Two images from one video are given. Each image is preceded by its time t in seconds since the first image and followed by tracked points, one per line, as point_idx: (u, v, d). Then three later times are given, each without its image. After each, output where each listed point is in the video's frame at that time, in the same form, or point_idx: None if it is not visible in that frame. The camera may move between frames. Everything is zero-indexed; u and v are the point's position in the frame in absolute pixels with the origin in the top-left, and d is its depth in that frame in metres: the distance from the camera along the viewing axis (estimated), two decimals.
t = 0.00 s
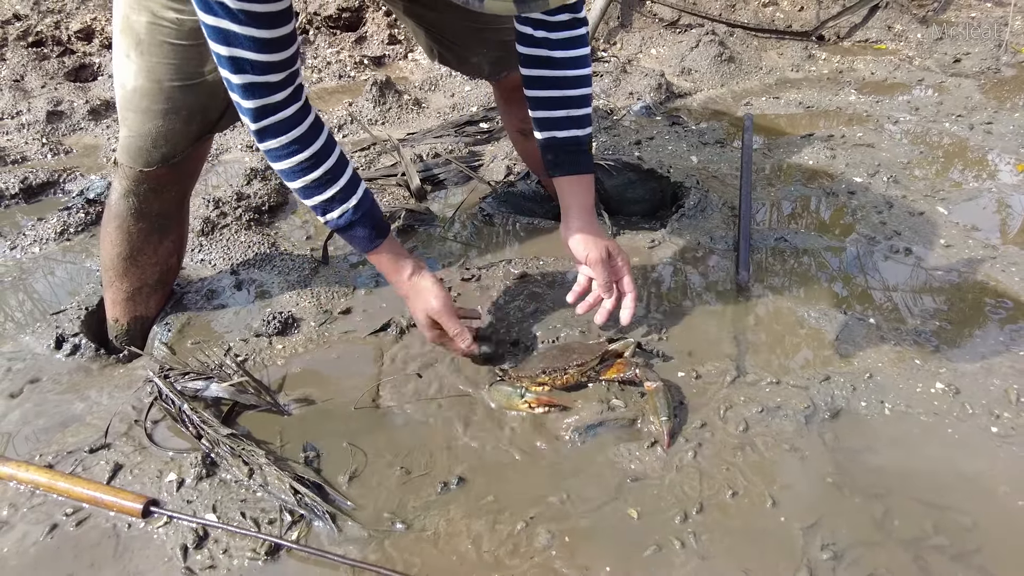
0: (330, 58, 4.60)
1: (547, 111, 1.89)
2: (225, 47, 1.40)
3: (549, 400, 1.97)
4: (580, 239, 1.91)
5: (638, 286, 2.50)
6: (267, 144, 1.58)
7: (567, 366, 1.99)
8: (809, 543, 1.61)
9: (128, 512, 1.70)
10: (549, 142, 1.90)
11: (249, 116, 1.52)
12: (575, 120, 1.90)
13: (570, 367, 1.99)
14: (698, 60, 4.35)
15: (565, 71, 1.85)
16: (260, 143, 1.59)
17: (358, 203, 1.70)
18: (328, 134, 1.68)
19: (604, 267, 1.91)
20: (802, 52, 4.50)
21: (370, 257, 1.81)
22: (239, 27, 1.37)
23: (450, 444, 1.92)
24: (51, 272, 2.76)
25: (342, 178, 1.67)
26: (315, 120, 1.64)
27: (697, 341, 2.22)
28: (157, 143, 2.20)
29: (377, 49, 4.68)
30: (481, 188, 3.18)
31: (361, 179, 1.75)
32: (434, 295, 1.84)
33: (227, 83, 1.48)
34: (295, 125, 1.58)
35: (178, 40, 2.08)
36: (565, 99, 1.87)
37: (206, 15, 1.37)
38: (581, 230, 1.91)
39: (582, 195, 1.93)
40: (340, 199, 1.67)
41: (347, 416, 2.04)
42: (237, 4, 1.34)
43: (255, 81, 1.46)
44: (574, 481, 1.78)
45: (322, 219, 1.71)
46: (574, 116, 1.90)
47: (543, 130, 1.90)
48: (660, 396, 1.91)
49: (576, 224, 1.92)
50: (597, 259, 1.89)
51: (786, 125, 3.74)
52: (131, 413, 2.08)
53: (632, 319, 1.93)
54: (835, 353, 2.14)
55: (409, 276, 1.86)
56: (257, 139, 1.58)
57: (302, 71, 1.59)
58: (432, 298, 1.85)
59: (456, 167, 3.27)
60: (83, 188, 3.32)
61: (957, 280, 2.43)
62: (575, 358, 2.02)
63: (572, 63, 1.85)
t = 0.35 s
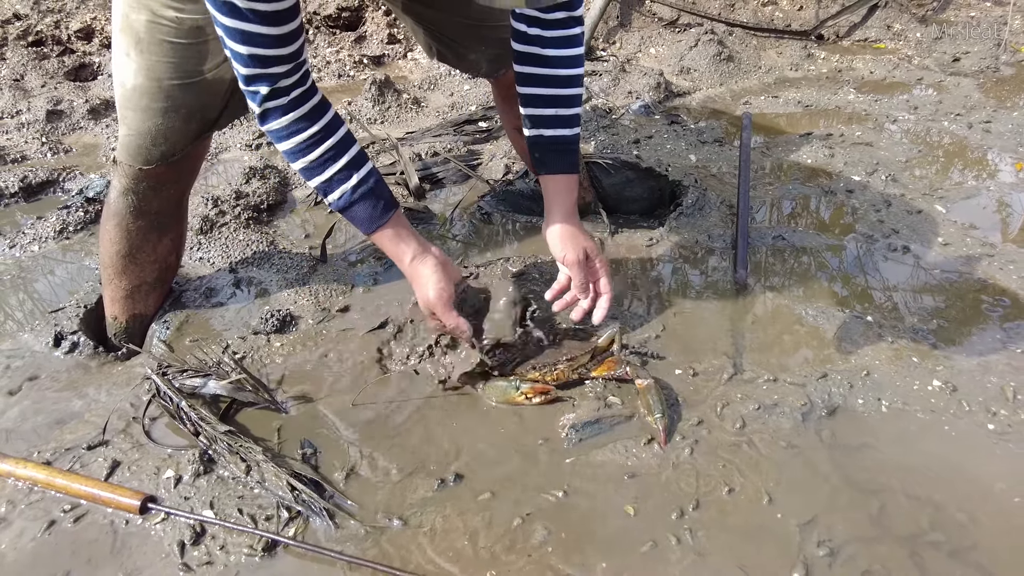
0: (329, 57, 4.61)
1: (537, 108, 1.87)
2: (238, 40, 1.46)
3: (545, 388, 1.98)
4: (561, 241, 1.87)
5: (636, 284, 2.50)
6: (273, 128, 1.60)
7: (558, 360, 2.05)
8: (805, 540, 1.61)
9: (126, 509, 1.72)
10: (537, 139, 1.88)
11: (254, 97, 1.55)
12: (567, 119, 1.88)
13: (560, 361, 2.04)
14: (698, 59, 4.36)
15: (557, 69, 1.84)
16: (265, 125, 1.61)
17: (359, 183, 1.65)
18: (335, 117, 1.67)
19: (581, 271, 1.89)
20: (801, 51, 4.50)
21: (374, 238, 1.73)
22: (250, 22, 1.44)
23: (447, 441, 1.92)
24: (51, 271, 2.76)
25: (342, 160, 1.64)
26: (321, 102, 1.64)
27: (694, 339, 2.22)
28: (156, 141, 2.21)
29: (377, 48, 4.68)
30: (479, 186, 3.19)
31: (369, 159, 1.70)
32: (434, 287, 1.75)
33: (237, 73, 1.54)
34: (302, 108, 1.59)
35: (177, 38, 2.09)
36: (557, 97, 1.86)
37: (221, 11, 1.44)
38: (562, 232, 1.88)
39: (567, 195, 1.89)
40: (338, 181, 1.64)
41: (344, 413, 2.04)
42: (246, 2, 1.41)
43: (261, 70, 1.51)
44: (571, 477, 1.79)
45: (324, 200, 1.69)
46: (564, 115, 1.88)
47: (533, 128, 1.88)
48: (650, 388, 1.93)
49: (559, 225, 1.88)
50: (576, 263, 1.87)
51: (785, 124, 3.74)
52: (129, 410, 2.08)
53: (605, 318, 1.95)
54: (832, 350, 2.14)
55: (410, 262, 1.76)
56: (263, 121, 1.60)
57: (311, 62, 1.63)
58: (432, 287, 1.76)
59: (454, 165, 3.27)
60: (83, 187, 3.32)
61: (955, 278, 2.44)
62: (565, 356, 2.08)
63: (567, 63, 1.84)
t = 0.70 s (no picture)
0: (329, 56, 4.61)
1: (524, 118, 1.79)
2: (231, 39, 1.40)
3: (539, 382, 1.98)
4: (537, 257, 1.84)
5: (635, 283, 2.50)
6: (270, 137, 1.57)
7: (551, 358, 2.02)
8: (803, 538, 1.61)
9: (124, 507, 1.71)
10: (521, 149, 1.82)
11: (253, 108, 1.51)
12: (554, 131, 1.79)
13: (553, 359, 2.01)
14: (697, 59, 4.36)
15: (545, 79, 1.74)
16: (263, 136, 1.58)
17: (355, 202, 1.68)
18: (333, 130, 1.66)
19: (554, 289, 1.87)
20: (801, 51, 4.50)
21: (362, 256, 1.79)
22: (242, 20, 1.37)
23: (446, 439, 1.92)
24: (50, 270, 2.76)
25: (341, 177, 1.65)
26: (319, 114, 1.62)
27: (693, 337, 2.22)
28: (155, 139, 2.21)
29: (376, 47, 4.68)
30: (478, 185, 3.19)
31: (363, 175, 1.72)
32: (416, 307, 1.83)
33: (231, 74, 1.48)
34: (300, 120, 1.56)
35: (175, 36, 2.09)
36: (543, 107, 1.77)
37: (213, 7, 1.37)
38: (537, 249, 1.84)
39: (548, 210, 1.84)
40: (337, 198, 1.65)
41: (343, 411, 2.04)
42: None
43: (257, 72, 1.45)
44: (569, 475, 1.79)
45: (319, 214, 1.70)
46: (551, 127, 1.79)
47: (518, 137, 1.82)
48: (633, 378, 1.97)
49: (537, 240, 1.84)
50: (549, 280, 1.84)
51: (785, 124, 3.74)
52: (128, 408, 2.08)
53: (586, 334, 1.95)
54: (831, 348, 2.14)
55: (394, 282, 1.83)
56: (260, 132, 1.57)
57: (308, 65, 1.57)
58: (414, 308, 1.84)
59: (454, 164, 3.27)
60: (83, 185, 3.32)
61: (954, 277, 2.44)
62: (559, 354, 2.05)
63: (559, 72, 1.74)
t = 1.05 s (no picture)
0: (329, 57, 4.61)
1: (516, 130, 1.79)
2: (249, 52, 1.40)
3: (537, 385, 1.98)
4: (528, 272, 1.86)
5: (636, 283, 2.50)
6: (295, 153, 1.57)
7: (545, 360, 1.99)
8: (803, 538, 1.61)
9: (124, 507, 1.71)
10: (512, 161, 1.82)
11: (277, 123, 1.51)
12: (545, 144, 1.79)
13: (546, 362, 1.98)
14: (698, 59, 4.36)
15: (536, 91, 1.73)
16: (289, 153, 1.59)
17: (380, 217, 1.67)
18: (358, 144, 1.66)
19: (545, 301, 1.91)
20: (801, 51, 4.50)
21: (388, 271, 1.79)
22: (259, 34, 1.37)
23: (445, 439, 1.92)
24: (50, 270, 2.76)
25: (366, 192, 1.64)
26: (344, 129, 1.61)
27: (693, 337, 2.22)
28: (156, 139, 2.21)
29: (377, 47, 4.68)
30: (478, 185, 3.19)
31: (389, 190, 1.72)
32: (442, 320, 1.85)
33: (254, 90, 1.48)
34: (323, 135, 1.55)
35: (177, 36, 2.09)
36: (535, 120, 1.77)
37: (229, 20, 1.37)
38: (528, 263, 1.86)
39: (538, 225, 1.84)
40: (362, 213, 1.65)
41: (342, 412, 2.04)
42: (253, 9, 1.34)
43: (278, 86, 1.45)
44: (569, 476, 1.79)
45: (346, 230, 1.69)
46: (542, 140, 1.79)
47: (510, 148, 1.82)
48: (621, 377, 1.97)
49: (528, 255, 1.85)
50: (539, 294, 1.87)
51: (785, 124, 3.74)
52: (128, 409, 2.08)
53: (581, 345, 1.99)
54: (831, 348, 2.14)
55: (417, 296, 1.83)
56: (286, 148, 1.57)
57: (329, 78, 1.57)
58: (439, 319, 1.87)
59: (454, 164, 3.27)
60: (83, 185, 3.32)
61: (953, 277, 2.44)
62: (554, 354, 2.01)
63: (550, 85, 1.74)
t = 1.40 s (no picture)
0: (330, 57, 4.61)
1: (520, 140, 1.78)
2: (251, 60, 1.40)
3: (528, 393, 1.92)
4: (528, 280, 1.86)
5: (638, 283, 2.50)
6: (295, 158, 1.55)
7: (547, 364, 1.89)
8: (806, 540, 1.61)
9: (125, 508, 1.71)
10: (517, 170, 1.82)
11: (277, 127, 1.50)
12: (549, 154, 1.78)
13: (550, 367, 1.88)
14: (699, 58, 4.35)
15: (541, 101, 1.73)
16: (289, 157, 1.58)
17: (381, 220, 1.64)
18: (360, 148, 1.63)
19: (544, 308, 1.90)
20: (803, 51, 4.50)
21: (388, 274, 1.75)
22: (259, 40, 1.37)
23: (447, 440, 1.92)
24: (50, 270, 2.76)
25: (366, 195, 1.61)
26: (346, 134, 1.59)
27: (695, 338, 2.22)
28: (158, 138, 2.21)
29: (377, 47, 4.68)
30: (479, 185, 3.18)
31: (391, 193, 1.69)
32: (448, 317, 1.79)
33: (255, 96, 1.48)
34: (323, 139, 1.53)
35: (179, 36, 2.09)
36: (540, 130, 1.76)
37: (232, 29, 1.38)
38: (527, 270, 1.86)
39: (541, 235, 1.84)
40: (362, 216, 1.62)
41: (344, 413, 2.04)
42: (255, 18, 1.34)
43: (277, 91, 1.44)
44: (572, 477, 1.78)
45: (347, 233, 1.67)
46: (547, 150, 1.78)
47: (514, 158, 1.81)
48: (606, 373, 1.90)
49: (529, 263, 1.85)
50: (537, 302, 1.87)
51: (787, 124, 3.74)
52: (129, 409, 2.08)
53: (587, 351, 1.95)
54: (834, 349, 2.14)
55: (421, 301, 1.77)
56: (287, 153, 1.56)
57: (331, 85, 1.56)
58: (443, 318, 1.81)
59: (455, 164, 3.27)
60: (84, 186, 3.32)
61: (956, 278, 2.43)
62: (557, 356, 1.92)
63: (554, 95, 1.73)
